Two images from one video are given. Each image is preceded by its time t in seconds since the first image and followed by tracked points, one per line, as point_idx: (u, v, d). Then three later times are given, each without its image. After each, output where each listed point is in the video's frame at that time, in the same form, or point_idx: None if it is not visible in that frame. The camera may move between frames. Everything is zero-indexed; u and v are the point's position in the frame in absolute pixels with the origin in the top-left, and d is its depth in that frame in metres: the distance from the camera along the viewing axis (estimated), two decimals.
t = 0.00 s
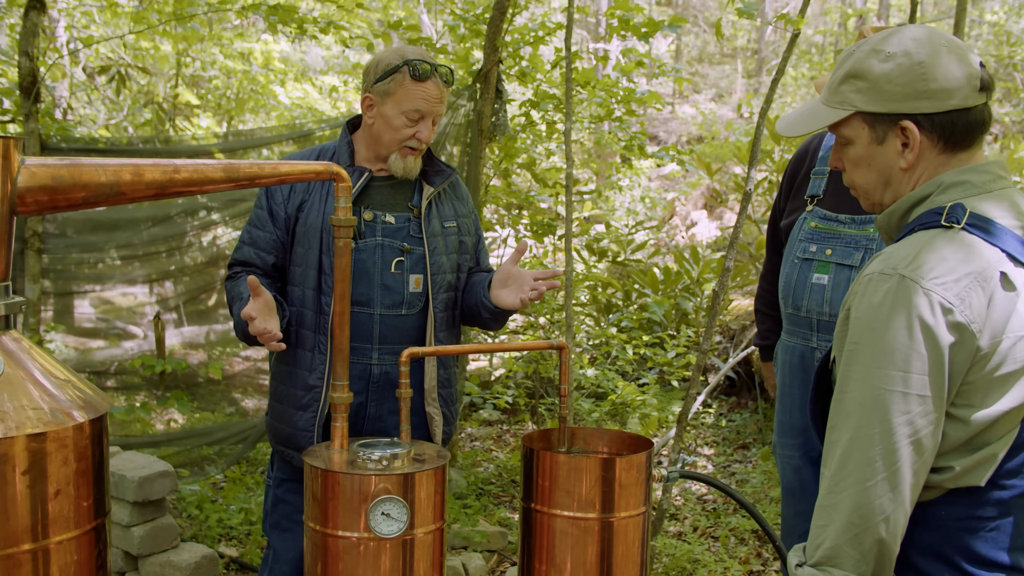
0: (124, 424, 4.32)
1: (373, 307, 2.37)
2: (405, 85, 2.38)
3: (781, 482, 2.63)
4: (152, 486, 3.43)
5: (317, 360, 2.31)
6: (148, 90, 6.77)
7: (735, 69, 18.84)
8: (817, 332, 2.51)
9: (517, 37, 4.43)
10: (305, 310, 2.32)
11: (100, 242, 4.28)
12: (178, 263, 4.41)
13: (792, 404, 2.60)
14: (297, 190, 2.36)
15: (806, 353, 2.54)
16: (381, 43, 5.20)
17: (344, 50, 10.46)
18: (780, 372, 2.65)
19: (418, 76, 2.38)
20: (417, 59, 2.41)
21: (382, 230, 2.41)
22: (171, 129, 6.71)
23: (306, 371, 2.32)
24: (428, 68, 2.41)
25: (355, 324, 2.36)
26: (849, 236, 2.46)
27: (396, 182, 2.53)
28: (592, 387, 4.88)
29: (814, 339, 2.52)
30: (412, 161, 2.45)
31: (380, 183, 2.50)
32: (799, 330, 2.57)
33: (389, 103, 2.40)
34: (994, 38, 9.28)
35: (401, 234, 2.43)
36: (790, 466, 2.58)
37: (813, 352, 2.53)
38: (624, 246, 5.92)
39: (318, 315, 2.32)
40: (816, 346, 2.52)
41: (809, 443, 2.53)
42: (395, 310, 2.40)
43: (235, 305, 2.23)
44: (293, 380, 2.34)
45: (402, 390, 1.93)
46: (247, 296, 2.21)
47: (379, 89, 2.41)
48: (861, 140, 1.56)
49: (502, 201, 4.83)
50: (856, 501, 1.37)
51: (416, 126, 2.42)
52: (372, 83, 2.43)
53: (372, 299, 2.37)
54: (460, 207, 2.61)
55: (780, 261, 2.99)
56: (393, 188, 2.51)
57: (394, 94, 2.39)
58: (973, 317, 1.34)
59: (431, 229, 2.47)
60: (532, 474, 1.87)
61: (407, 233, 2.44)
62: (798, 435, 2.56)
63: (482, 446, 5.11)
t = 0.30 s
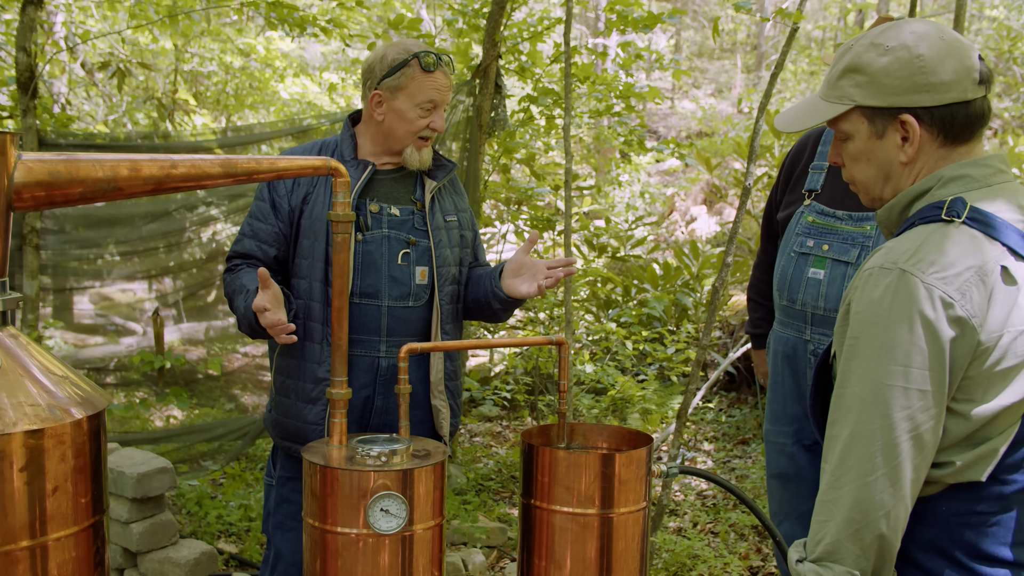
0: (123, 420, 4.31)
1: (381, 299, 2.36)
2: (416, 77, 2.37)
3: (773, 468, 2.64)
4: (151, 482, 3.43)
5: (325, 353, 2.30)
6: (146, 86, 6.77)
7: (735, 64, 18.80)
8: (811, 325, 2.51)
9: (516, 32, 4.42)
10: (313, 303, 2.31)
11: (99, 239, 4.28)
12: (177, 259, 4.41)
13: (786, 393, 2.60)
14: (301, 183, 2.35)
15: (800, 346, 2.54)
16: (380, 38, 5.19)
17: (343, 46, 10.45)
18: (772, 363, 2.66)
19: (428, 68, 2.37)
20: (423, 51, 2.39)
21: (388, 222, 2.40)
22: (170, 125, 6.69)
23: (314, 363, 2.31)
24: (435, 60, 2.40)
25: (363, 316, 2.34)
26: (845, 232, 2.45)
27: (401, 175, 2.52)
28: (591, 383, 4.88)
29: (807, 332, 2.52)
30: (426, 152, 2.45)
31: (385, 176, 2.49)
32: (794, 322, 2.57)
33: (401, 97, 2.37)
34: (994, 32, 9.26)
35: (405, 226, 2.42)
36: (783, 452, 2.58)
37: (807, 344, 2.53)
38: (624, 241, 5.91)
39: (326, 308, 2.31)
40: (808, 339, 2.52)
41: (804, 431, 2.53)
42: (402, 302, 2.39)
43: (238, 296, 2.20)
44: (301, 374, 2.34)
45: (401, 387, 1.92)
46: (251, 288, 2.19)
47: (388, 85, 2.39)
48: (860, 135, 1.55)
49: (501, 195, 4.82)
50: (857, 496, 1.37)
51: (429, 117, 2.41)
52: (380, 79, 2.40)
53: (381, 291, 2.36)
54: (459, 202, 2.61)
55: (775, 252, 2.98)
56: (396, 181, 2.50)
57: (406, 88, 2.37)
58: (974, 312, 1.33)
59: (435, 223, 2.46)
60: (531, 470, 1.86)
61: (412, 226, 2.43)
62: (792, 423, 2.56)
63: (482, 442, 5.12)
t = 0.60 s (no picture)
0: (122, 419, 4.30)
1: (390, 295, 2.35)
2: (416, 69, 2.36)
3: (765, 461, 2.65)
4: (148, 481, 3.42)
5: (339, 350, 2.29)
6: (142, 85, 6.77)
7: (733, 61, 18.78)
8: (803, 321, 2.51)
9: (513, 30, 4.41)
10: (323, 301, 2.30)
11: (97, 237, 4.28)
12: (175, 258, 4.41)
13: (779, 388, 2.61)
14: (305, 182, 2.35)
15: (792, 341, 2.54)
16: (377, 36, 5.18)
17: (340, 44, 10.43)
18: (767, 359, 2.66)
19: (428, 58, 2.37)
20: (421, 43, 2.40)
21: (393, 218, 2.40)
22: (167, 124, 6.68)
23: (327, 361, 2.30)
24: (434, 51, 2.41)
25: (372, 313, 2.33)
26: (836, 230, 2.45)
27: (400, 172, 2.50)
28: (590, 380, 4.88)
29: (799, 328, 2.52)
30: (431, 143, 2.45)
31: (385, 173, 2.47)
32: (786, 318, 2.58)
33: (404, 89, 2.35)
34: (992, 29, 9.24)
35: (410, 222, 2.43)
36: (774, 446, 2.60)
37: (799, 340, 2.53)
38: (622, 239, 5.91)
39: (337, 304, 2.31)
40: (801, 335, 2.52)
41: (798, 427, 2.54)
42: (411, 298, 2.39)
43: (249, 298, 2.18)
44: (313, 373, 2.32)
45: (399, 385, 1.92)
46: (261, 288, 2.18)
47: (390, 78, 2.36)
48: (857, 129, 1.55)
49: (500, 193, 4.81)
50: (854, 491, 1.37)
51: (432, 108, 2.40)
52: (382, 73, 2.36)
53: (389, 287, 2.35)
54: (455, 198, 2.61)
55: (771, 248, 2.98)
56: (397, 178, 2.48)
57: (409, 80, 2.35)
58: (971, 308, 1.33)
59: (438, 218, 2.47)
60: (529, 468, 1.86)
61: (416, 222, 2.44)
62: (785, 417, 2.58)
63: (480, 440, 5.11)
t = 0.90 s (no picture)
0: (122, 418, 4.30)
1: (400, 296, 2.35)
2: (419, 60, 2.34)
3: (765, 460, 2.65)
4: (149, 480, 3.43)
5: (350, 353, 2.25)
6: (142, 84, 6.78)
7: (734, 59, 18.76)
8: (802, 320, 2.51)
9: (514, 28, 4.41)
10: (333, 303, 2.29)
11: (97, 236, 4.27)
12: (176, 256, 4.41)
13: (779, 387, 2.61)
14: (313, 183, 2.32)
15: (791, 340, 2.54)
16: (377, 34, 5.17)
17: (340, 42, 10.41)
18: (765, 359, 2.66)
19: (428, 48, 2.36)
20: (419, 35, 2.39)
21: (402, 218, 2.39)
22: (166, 122, 6.69)
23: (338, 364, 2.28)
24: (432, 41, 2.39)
25: (381, 314, 2.33)
26: (833, 228, 2.46)
27: (405, 170, 2.50)
28: (590, 378, 4.88)
29: (799, 327, 2.52)
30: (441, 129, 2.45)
31: (392, 172, 2.46)
32: (784, 317, 2.57)
33: (411, 82, 2.33)
34: (993, 26, 9.23)
35: (418, 222, 2.42)
36: (774, 444, 2.60)
37: (799, 339, 2.52)
38: (623, 237, 5.90)
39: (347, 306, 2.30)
40: (800, 334, 2.52)
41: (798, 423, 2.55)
42: (419, 299, 2.39)
43: (250, 299, 2.18)
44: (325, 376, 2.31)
45: (399, 382, 1.92)
46: (265, 290, 2.16)
47: (395, 74, 2.33)
48: (858, 124, 1.56)
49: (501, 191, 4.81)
50: (854, 488, 1.37)
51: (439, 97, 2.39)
52: (387, 70, 2.34)
53: (399, 288, 2.35)
54: (456, 196, 2.61)
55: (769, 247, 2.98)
56: (402, 177, 2.48)
57: (414, 72, 2.33)
58: (972, 306, 1.33)
59: (444, 217, 2.47)
60: (530, 466, 1.86)
61: (423, 222, 2.43)
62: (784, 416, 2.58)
63: (481, 438, 5.11)
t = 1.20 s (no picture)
0: (121, 416, 4.30)
1: (393, 304, 2.35)
2: (429, 77, 2.33)
3: (763, 458, 2.67)
4: (148, 478, 3.43)
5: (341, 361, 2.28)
6: (141, 82, 6.77)
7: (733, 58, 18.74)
8: (798, 315, 2.51)
9: (513, 27, 4.40)
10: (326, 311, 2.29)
11: (96, 234, 4.27)
12: (175, 255, 4.42)
13: (776, 383, 2.60)
14: (311, 190, 2.31)
15: (787, 336, 2.54)
16: (376, 33, 5.16)
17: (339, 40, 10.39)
18: (761, 355, 2.66)
19: (438, 64, 2.34)
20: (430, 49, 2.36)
21: (398, 225, 2.38)
22: (165, 120, 6.68)
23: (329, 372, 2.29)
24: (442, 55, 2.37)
25: (374, 320, 2.34)
26: (827, 222, 2.47)
27: (405, 175, 2.48)
28: (589, 376, 4.88)
29: (794, 322, 2.52)
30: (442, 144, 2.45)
31: (391, 177, 2.45)
32: (780, 313, 2.57)
33: (418, 97, 2.32)
34: (992, 25, 9.23)
35: (414, 229, 2.41)
36: (773, 442, 2.62)
37: (795, 335, 2.52)
38: (621, 235, 5.90)
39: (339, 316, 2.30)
40: (796, 329, 2.52)
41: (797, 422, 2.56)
42: (413, 306, 2.39)
43: (240, 307, 2.17)
44: (315, 383, 2.32)
45: (399, 381, 1.92)
46: (254, 298, 2.16)
47: (402, 87, 2.32)
48: (860, 123, 1.55)
49: (499, 189, 4.80)
50: (855, 486, 1.37)
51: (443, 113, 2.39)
52: (394, 82, 2.32)
53: (393, 296, 2.35)
54: (457, 197, 2.58)
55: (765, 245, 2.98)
56: (401, 182, 2.46)
57: (421, 87, 2.32)
58: (973, 304, 1.33)
59: (442, 223, 2.45)
60: (529, 465, 1.86)
61: (420, 228, 2.42)
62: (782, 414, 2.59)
63: (480, 437, 5.11)
